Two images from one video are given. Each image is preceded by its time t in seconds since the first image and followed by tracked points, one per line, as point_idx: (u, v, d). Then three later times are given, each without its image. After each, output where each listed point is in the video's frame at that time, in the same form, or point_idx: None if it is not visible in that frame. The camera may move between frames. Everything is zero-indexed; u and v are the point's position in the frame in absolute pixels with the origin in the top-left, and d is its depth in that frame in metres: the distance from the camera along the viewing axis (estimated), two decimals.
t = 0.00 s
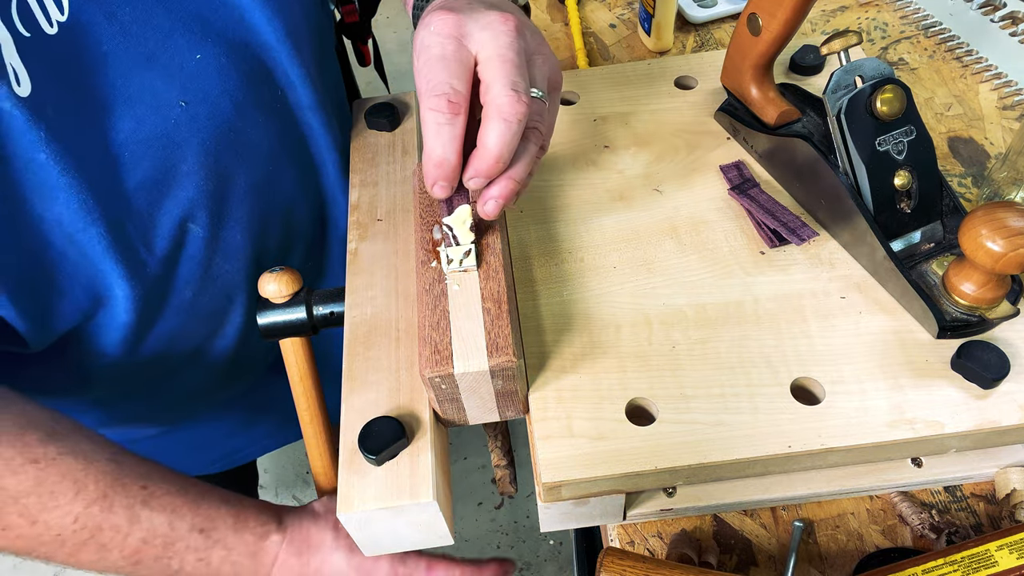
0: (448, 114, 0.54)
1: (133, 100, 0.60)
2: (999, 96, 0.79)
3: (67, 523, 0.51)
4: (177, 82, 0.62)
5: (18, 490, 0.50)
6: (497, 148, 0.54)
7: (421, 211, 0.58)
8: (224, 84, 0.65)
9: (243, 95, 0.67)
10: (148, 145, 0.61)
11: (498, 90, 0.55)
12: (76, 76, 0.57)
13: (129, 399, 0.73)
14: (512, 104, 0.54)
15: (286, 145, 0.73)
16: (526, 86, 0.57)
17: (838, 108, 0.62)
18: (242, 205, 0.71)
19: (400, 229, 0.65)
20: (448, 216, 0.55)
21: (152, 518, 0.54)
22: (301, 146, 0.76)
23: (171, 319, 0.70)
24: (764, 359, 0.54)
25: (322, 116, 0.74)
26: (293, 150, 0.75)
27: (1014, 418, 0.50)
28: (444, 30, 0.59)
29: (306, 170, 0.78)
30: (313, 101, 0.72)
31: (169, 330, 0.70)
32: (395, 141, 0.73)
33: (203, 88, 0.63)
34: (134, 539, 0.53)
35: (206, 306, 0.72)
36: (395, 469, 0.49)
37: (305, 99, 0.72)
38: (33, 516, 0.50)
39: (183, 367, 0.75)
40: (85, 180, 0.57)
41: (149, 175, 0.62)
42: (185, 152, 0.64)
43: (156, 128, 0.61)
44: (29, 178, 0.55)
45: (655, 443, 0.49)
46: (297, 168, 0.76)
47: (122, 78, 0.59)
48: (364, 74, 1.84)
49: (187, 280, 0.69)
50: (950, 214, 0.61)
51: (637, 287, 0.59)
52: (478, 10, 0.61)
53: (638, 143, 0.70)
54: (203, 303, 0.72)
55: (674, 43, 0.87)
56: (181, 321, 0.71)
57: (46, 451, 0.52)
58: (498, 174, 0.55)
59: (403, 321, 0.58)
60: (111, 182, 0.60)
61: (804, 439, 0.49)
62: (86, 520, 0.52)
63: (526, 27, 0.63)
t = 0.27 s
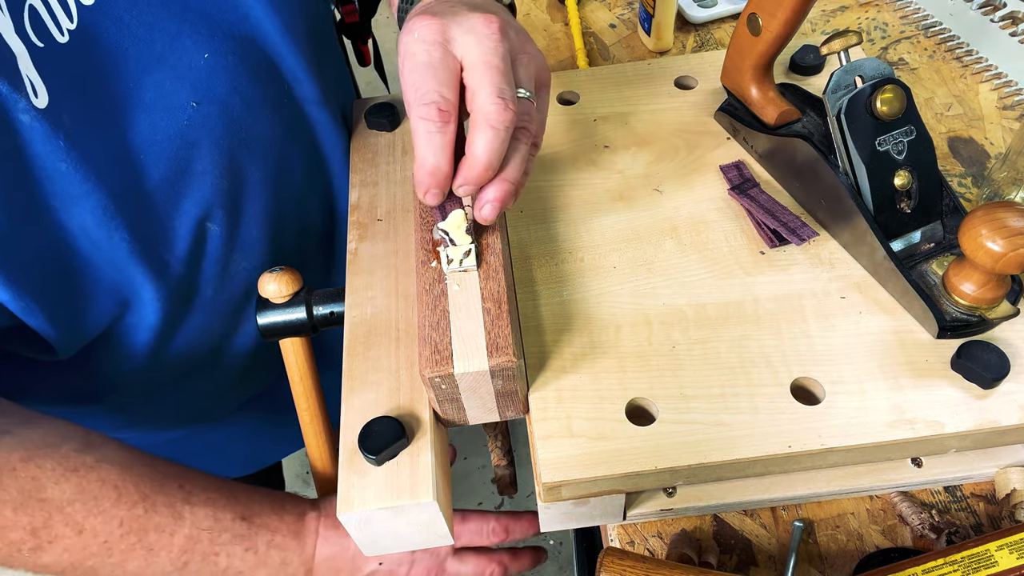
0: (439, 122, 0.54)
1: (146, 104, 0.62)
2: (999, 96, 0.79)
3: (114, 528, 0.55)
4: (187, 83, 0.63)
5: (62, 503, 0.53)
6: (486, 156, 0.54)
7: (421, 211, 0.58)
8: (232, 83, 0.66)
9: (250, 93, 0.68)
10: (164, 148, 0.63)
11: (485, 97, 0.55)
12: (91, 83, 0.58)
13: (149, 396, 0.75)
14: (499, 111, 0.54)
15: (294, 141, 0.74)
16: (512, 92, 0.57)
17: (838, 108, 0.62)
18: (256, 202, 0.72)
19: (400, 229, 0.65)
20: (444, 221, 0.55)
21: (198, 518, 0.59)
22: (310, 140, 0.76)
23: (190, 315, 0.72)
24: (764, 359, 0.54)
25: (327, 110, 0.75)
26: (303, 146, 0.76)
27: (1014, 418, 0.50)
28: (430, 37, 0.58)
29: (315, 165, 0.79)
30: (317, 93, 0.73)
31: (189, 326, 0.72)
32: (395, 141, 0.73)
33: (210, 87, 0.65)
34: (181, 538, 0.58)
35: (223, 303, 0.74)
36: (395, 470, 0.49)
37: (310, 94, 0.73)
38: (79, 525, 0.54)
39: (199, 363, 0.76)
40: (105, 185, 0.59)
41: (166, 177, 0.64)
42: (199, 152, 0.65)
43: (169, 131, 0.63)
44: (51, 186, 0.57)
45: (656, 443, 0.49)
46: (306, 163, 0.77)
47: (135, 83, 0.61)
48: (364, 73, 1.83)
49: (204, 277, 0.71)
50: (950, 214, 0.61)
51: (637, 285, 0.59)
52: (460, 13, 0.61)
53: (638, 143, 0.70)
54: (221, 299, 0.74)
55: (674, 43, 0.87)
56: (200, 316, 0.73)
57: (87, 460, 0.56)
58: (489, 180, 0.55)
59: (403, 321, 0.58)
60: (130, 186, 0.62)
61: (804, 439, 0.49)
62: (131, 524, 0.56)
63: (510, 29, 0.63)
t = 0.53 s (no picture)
0: (452, 128, 0.54)
1: (153, 107, 0.62)
2: (999, 96, 0.79)
3: (149, 532, 0.59)
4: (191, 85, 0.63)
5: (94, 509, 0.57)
6: (496, 163, 0.54)
7: (421, 212, 0.58)
8: (236, 83, 0.66)
9: (254, 92, 0.68)
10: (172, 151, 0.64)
11: (494, 105, 0.55)
12: (99, 87, 0.59)
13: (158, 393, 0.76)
14: (509, 119, 0.54)
15: (298, 139, 0.75)
16: (520, 101, 0.57)
17: (838, 108, 0.62)
18: (263, 201, 0.73)
19: (401, 229, 0.65)
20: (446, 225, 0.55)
21: (231, 517, 0.63)
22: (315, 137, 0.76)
23: (200, 314, 0.73)
24: (763, 359, 0.54)
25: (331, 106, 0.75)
26: (308, 144, 0.76)
27: (1014, 418, 0.50)
28: (441, 42, 0.58)
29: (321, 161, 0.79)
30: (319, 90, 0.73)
31: (199, 325, 0.73)
32: (395, 141, 0.73)
33: (214, 88, 0.65)
34: (216, 538, 0.62)
35: (232, 301, 0.75)
36: (395, 470, 0.49)
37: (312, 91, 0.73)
38: (115, 531, 0.58)
39: (207, 359, 0.77)
40: (114, 190, 0.60)
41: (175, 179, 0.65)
42: (206, 154, 0.66)
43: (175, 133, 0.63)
44: (62, 192, 0.58)
45: (655, 443, 0.49)
46: (311, 160, 0.77)
47: (141, 87, 0.61)
48: (364, 74, 1.84)
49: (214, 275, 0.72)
50: (950, 214, 0.61)
51: (637, 283, 0.59)
52: (469, 17, 0.61)
53: (638, 142, 0.70)
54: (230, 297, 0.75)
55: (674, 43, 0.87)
56: (210, 314, 0.74)
57: (116, 467, 0.60)
58: (496, 187, 0.55)
59: (403, 321, 0.58)
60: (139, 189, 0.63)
61: (804, 439, 0.49)
62: (165, 527, 0.60)
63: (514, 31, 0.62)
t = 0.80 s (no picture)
0: (443, 125, 0.55)
1: (156, 111, 0.62)
2: (999, 96, 0.79)
3: (178, 524, 0.59)
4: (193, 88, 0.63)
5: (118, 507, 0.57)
6: (487, 156, 0.54)
7: (421, 212, 0.58)
8: (237, 86, 0.66)
9: (255, 95, 0.68)
10: (174, 155, 0.64)
11: (485, 98, 0.56)
12: (103, 93, 0.59)
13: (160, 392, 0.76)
14: (498, 112, 0.55)
15: (298, 140, 0.75)
16: (512, 94, 0.57)
17: (838, 108, 0.62)
18: (264, 203, 0.73)
19: (401, 229, 0.65)
20: (444, 227, 0.55)
21: (257, 505, 0.64)
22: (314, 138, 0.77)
23: (203, 317, 0.73)
24: (764, 360, 0.54)
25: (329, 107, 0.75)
26: (306, 144, 0.76)
27: (1014, 418, 0.50)
28: (436, 37, 0.59)
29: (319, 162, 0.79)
30: (318, 91, 0.73)
31: (202, 328, 0.74)
32: (395, 141, 0.73)
33: (216, 91, 0.65)
34: (243, 526, 0.62)
35: (235, 303, 0.75)
36: (395, 470, 0.49)
37: (311, 92, 0.73)
38: (145, 525, 0.58)
39: (210, 359, 0.77)
40: (120, 195, 0.60)
41: (177, 183, 0.65)
42: (208, 157, 0.66)
43: (178, 137, 0.63)
44: (69, 198, 0.58)
45: (656, 443, 0.49)
46: (310, 161, 0.78)
47: (144, 91, 0.61)
48: (364, 74, 1.84)
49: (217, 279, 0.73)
50: (950, 214, 0.61)
51: (637, 283, 0.59)
52: (465, 12, 0.61)
53: (638, 142, 0.70)
54: (232, 299, 0.75)
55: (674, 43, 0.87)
56: (212, 317, 0.74)
57: (139, 462, 0.60)
58: (492, 182, 0.55)
59: (403, 321, 0.58)
60: (143, 193, 0.63)
61: (804, 439, 0.49)
62: (194, 518, 0.60)
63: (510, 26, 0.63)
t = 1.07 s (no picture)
0: (433, 121, 0.56)
1: (158, 113, 0.62)
2: (999, 96, 0.79)
3: (197, 506, 0.59)
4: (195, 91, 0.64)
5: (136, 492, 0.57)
6: (478, 150, 0.55)
7: (421, 212, 0.58)
8: (238, 88, 0.67)
9: (256, 98, 0.69)
10: (176, 157, 0.64)
11: (472, 95, 0.57)
12: (106, 94, 0.59)
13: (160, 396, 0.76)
14: (485, 106, 0.56)
15: (298, 144, 0.75)
16: (498, 90, 0.58)
17: (838, 108, 0.62)
18: (265, 206, 0.73)
19: (400, 229, 0.65)
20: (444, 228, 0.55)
21: (272, 487, 0.64)
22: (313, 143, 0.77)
23: (204, 320, 0.73)
24: (764, 359, 0.54)
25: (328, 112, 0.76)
26: (306, 149, 0.77)
27: (1014, 418, 0.50)
28: (425, 39, 0.61)
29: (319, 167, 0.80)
30: (318, 95, 0.74)
31: (203, 331, 0.73)
32: (395, 141, 0.73)
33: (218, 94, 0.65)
34: (260, 508, 0.62)
35: (236, 307, 0.75)
36: (395, 470, 0.49)
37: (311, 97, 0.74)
38: (164, 508, 0.58)
39: (210, 362, 0.77)
40: (123, 197, 0.60)
41: (179, 185, 0.65)
42: (210, 159, 0.66)
43: (180, 139, 0.64)
44: (72, 201, 0.58)
45: (656, 444, 0.49)
46: (311, 164, 0.78)
47: (146, 93, 0.62)
48: (364, 74, 1.84)
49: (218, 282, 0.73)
50: (950, 214, 0.61)
51: (638, 280, 0.59)
52: (453, 15, 0.64)
53: (638, 142, 0.70)
54: (234, 303, 0.75)
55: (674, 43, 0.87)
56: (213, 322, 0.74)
57: (155, 447, 0.60)
58: (485, 177, 0.55)
59: (403, 321, 0.58)
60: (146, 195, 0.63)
61: (804, 439, 0.49)
62: (211, 501, 0.60)
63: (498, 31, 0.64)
